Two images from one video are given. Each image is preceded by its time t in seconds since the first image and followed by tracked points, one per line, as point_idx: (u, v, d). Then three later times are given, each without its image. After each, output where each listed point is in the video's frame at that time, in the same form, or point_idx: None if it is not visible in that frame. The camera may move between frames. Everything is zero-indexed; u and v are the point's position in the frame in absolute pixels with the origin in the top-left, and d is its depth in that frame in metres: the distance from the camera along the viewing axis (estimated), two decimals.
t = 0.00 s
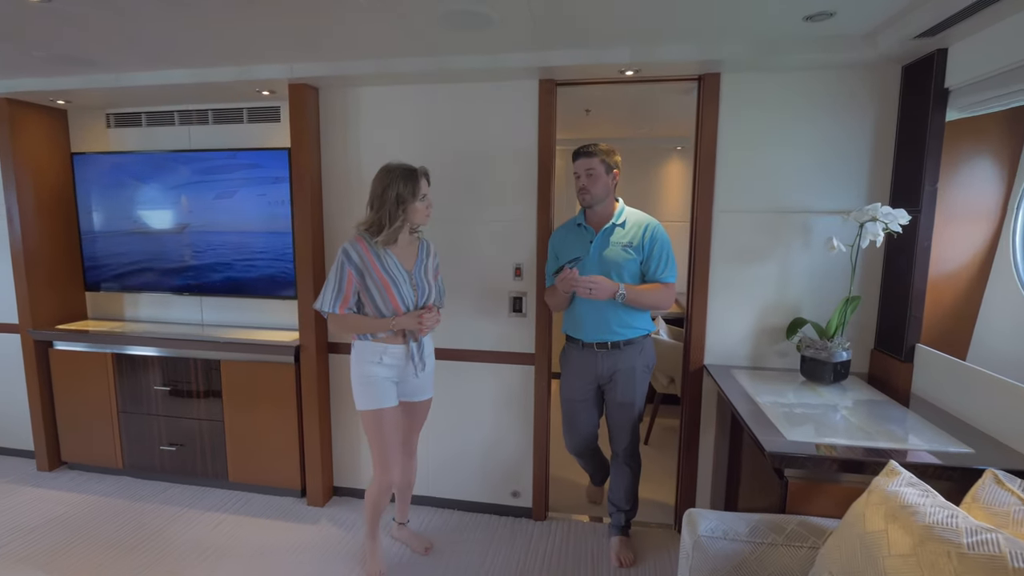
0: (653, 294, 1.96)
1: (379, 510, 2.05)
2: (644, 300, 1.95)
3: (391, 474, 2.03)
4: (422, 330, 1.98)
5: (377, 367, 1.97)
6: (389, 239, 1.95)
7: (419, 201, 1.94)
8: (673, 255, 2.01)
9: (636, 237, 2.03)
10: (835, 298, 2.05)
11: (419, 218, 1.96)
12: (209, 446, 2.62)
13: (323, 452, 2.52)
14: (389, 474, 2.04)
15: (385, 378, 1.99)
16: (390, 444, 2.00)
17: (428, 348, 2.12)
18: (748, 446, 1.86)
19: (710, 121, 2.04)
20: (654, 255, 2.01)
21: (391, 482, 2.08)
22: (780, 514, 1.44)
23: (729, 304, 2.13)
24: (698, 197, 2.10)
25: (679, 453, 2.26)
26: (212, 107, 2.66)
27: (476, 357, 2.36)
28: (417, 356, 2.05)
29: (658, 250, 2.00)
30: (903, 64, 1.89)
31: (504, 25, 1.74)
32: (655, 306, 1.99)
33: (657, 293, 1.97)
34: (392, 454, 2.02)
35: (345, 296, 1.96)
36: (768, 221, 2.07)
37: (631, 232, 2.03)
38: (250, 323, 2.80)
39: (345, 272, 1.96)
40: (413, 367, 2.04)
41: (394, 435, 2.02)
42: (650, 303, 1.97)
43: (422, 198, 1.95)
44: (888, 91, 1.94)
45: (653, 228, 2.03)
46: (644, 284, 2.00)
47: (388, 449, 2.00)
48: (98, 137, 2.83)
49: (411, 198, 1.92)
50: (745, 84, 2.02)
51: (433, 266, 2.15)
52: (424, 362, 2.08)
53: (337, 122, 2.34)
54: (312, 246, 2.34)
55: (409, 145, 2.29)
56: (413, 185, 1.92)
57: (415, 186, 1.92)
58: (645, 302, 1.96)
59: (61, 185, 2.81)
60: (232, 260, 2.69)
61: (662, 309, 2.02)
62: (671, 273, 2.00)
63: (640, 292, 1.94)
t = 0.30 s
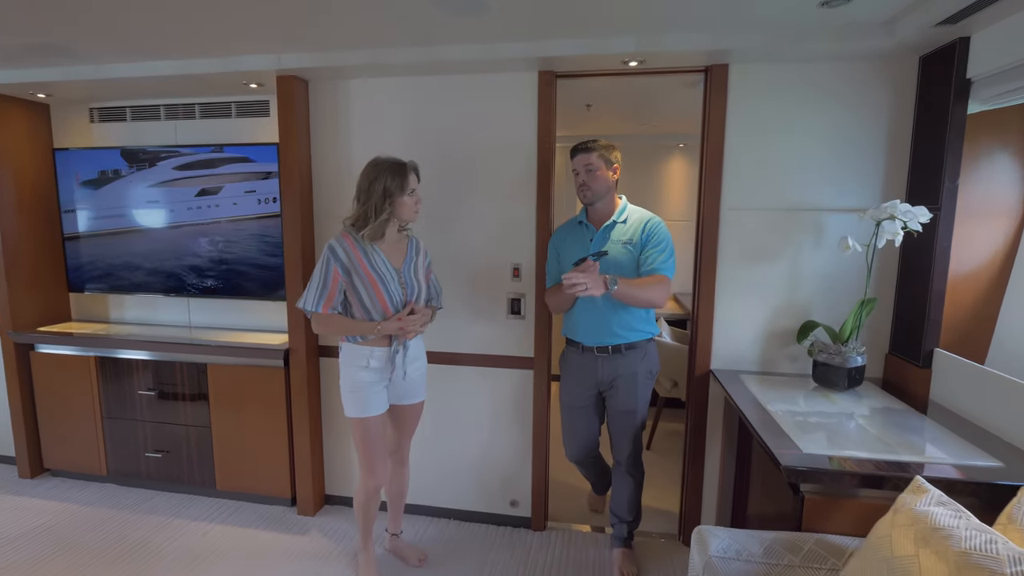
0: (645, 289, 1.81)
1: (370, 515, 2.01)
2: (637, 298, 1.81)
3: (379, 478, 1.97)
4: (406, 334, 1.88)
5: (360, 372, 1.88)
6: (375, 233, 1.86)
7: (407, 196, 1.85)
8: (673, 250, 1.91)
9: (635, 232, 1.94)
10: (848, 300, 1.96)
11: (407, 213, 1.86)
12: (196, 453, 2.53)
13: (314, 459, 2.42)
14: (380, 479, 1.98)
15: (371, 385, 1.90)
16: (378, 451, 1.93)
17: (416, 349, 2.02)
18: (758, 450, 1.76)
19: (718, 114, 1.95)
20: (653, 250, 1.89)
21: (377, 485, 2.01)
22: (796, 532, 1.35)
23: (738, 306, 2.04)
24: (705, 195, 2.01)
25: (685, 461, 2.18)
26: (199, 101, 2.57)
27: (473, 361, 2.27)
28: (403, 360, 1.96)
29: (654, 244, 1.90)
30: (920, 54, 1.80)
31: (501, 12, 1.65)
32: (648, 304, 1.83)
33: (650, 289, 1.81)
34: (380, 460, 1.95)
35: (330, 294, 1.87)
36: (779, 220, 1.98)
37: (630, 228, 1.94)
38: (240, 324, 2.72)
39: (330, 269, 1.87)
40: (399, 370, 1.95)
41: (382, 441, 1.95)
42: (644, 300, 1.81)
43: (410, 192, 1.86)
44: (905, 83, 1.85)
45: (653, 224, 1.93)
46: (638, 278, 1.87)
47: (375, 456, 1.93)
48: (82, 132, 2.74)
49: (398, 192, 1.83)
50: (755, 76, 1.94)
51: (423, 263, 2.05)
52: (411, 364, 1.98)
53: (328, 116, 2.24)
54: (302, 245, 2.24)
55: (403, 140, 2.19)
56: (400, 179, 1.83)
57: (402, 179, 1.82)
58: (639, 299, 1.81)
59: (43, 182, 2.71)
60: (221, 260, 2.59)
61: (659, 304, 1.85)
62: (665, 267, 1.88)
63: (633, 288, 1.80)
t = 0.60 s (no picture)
0: (624, 259, 1.59)
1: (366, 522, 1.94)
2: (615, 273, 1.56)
3: (376, 484, 1.90)
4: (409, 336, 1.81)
5: (359, 374, 1.81)
6: (367, 232, 1.80)
7: (398, 192, 1.78)
8: (668, 233, 1.75)
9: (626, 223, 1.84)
10: (861, 302, 1.88)
11: (399, 211, 1.80)
12: (185, 459, 2.45)
13: (307, 466, 2.34)
14: (377, 484, 1.91)
15: (370, 387, 1.83)
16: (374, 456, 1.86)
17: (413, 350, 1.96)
18: (767, 455, 1.68)
19: (727, 109, 1.88)
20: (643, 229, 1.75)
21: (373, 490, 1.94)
22: (813, 549, 1.28)
23: (746, 308, 1.96)
24: (713, 192, 1.94)
25: (691, 468, 2.10)
26: (189, 96, 2.49)
27: (470, 365, 2.19)
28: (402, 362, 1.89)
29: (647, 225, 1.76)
30: (937, 46, 1.73)
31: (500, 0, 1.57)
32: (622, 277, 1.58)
33: (626, 259, 1.59)
34: (377, 466, 1.88)
35: (330, 294, 1.79)
36: (790, 219, 1.91)
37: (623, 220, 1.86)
38: (231, 327, 2.64)
39: (330, 269, 1.78)
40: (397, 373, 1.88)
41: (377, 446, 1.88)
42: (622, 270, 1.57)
43: (402, 189, 1.78)
44: (921, 76, 1.78)
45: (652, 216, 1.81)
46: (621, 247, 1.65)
47: (371, 461, 1.87)
48: (69, 128, 2.66)
49: (389, 189, 1.76)
50: (764, 69, 1.86)
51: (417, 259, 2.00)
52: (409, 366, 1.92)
53: (321, 111, 2.16)
54: (294, 244, 2.17)
55: (398, 135, 2.12)
56: (392, 175, 1.75)
57: (394, 176, 1.75)
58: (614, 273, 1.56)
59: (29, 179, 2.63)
60: (211, 260, 2.51)
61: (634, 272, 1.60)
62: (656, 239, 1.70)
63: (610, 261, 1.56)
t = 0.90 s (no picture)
0: (616, 249, 1.47)
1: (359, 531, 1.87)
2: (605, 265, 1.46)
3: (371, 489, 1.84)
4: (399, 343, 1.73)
5: (350, 378, 1.75)
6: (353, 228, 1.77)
7: (373, 185, 1.73)
8: (671, 232, 1.65)
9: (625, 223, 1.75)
10: (875, 303, 1.82)
11: (376, 206, 1.74)
12: (177, 464, 2.39)
13: (301, 471, 2.28)
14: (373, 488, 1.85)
15: (363, 392, 1.76)
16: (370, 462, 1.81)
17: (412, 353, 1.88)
18: (778, 462, 1.62)
19: (736, 104, 1.82)
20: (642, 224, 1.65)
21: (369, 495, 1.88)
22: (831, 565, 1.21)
23: (755, 310, 1.90)
24: (721, 190, 1.87)
25: (697, 474, 2.04)
26: (180, 91, 2.42)
27: (470, 368, 2.13)
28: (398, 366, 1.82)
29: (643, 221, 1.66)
30: (956, 37, 1.67)
31: None
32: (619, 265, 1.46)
33: (619, 246, 1.48)
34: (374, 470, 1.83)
35: (318, 291, 1.76)
36: (800, 217, 1.84)
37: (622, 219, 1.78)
38: (223, 328, 2.57)
39: (318, 265, 1.76)
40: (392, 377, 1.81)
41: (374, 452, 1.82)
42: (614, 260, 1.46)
43: (376, 181, 1.73)
44: (937, 69, 1.71)
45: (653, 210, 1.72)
46: (614, 239, 1.53)
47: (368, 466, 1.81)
48: (57, 124, 2.59)
49: (362, 182, 1.73)
50: (775, 63, 1.80)
51: (422, 262, 1.90)
52: (406, 371, 1.84)
53: (316, 106, 2.10)
54: (287, 244, 2.10)
55: (396, 131, 2.05)
56: (363, 166, 1.73)
57: (365, 169, 1.73)
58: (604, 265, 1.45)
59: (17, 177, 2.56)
60: (203, 260, 2.45)
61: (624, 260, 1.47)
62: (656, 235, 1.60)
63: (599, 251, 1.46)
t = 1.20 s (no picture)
0: (618, 242, 1.34)
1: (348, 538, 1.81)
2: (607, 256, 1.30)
3: (352, 483, 1.79)
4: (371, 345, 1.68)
5: (335, 375, 1.75)
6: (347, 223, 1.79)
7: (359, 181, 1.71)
8: (672, 223, 1.56)
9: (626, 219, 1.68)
10: (886, 302, 1.76)
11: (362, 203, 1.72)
12: (167, 467, 2.33)
13: (295, 474, 2.22)
14: (355, 486, 1.80)
15: (347, 391, 1.74)
16: (353, 464, 1.78)
17: (405, 358, 1.77)
18: (785, 465, 1.56)
19: (742, 95, 1.75)
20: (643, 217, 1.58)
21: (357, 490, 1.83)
22: None
23: (762, 309, 1.84)
24: (727, 184, 1.81)
25: (702, 478, 1.99)
26: (169, 84, 2.35)
27: (467, 368, 2.07)
28: (383, 369, 1.74)
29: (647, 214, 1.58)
30: (974, 25, 1.60)
31: None
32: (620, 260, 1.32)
33: (620, 239, 1.35)
34: (356, 471, 1.79)
35: (307, 283, 1.81)
36: (810, 213, 1.78)
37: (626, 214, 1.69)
38: (215, 327, 2.51)
39: (308, 255, 1.81)
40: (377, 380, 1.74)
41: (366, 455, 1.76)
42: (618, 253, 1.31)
43: (361, 177, 1.71)
44: (952, 58, 1.65)
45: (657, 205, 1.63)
46: (613, 231, 1.39)
47: (350, 466, 1.77)
48: (43, 117, 2.52)
49: (351, 178, 1.74)
50: (784, 53, 1.74)
51: (418, 261, 1.79)
52: (395, 375, 1.76)
53: (308, 98, 2.03)
54: (279, 241, 2.04)
55: (391, 123, 1.98)
56: (353, 161, 1.74)
57: (353, 165, 1.73)
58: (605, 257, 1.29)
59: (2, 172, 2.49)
60: (194, 257, 2.39)
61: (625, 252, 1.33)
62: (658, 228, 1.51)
63: (602, 244, 1.30)
